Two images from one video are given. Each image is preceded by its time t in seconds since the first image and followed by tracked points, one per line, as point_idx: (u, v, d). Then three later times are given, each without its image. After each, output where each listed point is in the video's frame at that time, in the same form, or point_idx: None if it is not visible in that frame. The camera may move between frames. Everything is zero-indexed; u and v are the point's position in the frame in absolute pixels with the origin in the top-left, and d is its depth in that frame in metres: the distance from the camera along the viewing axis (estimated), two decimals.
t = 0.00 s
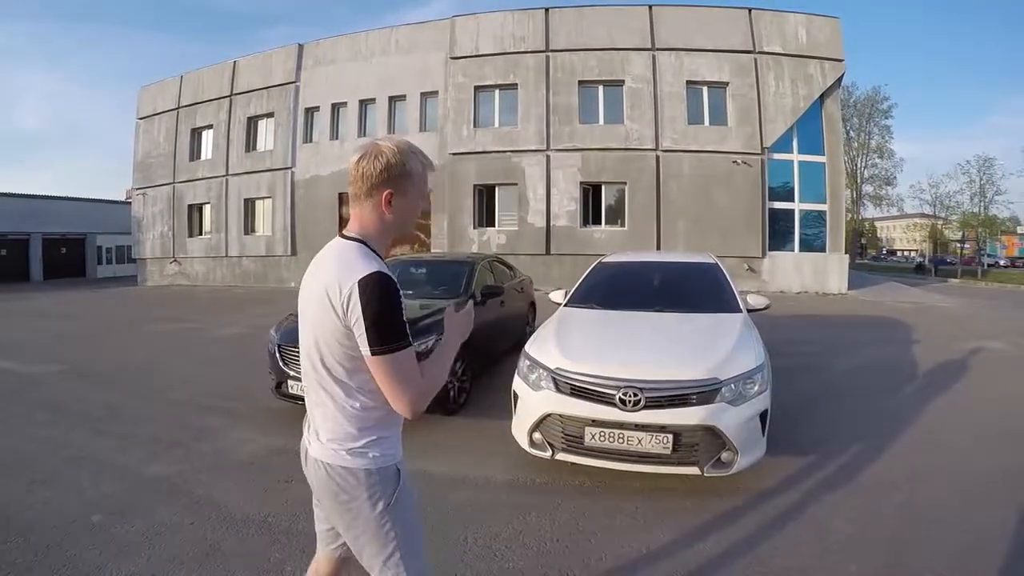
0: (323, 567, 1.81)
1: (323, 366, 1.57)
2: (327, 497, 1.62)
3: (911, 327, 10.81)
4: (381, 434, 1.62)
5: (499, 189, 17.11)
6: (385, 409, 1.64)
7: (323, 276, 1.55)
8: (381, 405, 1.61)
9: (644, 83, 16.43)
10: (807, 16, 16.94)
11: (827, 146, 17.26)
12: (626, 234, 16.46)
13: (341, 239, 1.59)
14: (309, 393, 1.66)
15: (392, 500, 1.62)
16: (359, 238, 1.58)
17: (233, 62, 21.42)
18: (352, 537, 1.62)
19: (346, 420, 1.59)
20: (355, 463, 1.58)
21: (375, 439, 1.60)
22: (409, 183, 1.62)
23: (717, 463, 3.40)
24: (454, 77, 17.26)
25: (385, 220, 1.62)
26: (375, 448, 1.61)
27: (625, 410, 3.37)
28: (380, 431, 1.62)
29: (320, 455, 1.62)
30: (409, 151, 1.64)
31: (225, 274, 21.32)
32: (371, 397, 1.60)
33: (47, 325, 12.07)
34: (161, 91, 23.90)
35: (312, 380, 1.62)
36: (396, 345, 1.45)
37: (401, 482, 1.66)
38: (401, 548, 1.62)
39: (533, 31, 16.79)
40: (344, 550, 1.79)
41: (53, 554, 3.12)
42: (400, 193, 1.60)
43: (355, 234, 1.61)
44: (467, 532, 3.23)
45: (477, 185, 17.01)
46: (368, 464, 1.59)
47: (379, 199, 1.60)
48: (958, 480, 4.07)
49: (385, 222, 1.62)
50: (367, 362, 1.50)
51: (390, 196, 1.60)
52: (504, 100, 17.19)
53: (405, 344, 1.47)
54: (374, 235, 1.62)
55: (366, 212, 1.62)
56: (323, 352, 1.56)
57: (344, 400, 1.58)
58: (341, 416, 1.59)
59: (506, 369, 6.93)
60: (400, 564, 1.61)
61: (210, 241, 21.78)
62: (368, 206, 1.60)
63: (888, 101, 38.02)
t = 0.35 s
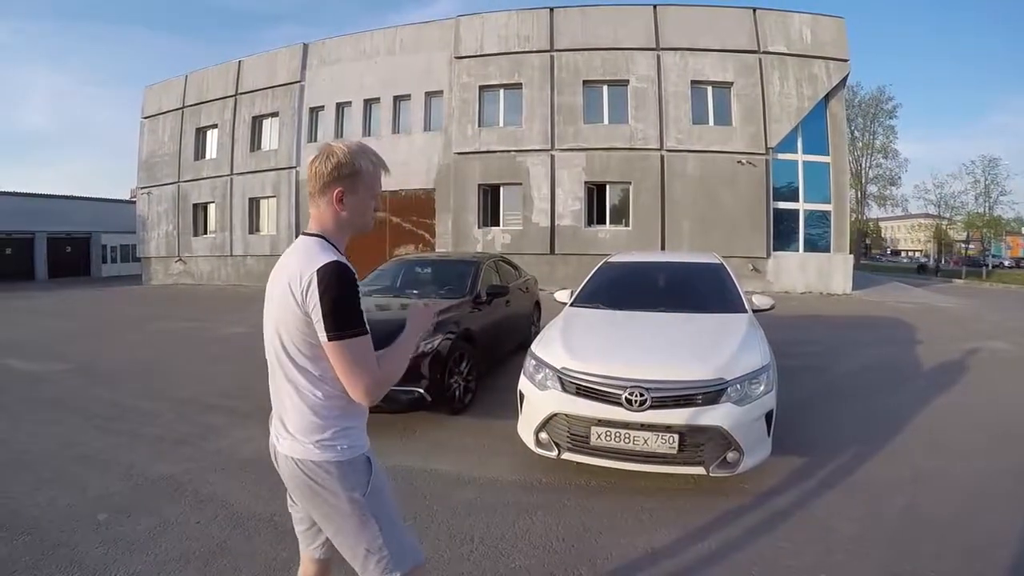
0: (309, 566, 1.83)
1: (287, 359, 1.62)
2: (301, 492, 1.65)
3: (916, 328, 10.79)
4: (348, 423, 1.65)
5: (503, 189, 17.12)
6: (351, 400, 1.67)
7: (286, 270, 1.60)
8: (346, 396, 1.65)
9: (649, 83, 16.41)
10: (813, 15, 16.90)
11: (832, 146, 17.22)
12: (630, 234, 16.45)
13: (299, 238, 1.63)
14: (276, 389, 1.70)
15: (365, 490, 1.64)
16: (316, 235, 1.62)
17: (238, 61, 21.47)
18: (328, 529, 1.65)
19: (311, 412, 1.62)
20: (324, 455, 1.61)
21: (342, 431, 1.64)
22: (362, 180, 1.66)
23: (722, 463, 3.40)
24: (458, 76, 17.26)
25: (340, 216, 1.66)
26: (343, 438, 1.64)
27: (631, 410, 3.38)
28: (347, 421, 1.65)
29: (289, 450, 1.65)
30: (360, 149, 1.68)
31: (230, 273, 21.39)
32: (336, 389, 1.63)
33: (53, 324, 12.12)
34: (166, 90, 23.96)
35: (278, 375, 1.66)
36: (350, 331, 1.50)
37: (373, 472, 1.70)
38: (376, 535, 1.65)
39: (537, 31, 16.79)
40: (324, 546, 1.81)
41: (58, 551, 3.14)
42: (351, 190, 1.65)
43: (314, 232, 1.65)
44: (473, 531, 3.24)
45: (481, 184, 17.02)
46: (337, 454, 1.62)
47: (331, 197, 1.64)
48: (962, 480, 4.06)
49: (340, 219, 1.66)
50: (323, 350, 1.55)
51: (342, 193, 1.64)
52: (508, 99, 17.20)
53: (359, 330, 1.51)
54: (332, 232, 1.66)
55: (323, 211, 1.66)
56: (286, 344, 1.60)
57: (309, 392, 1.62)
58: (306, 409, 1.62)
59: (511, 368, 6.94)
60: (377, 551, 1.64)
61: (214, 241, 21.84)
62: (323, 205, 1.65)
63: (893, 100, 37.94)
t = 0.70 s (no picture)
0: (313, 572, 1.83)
1: (284, 364, 1.63)
2: (301, 495, 1.66)
3: (923, 329, 10.76)
4: (347, 427, 1.66)
5: (509, 189, 17.12)
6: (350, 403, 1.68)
7: (279, 276, 1.61)
8: (346, 399, 1.66)
9: (654, 83, 16.40)
10: (818, 15, 16.85)
11: (838, 146, 17.17)
12: (635, 235, 16.44)
13: (292, 245, 1.65)
14: (275, 393, 1.71)
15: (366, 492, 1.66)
16: (307, 240, 1.63)
17: (243, 62, 21.53)
18: (326, 532, 1.66)
19: (312, 417, 1.63)
20: (324, 458, 1.62)
21: (343, 434, 1.64)
22: (351, 185, 1.65)
23: (730, 465, 3.40)
24: (464, 77, 17.28)
25: (331, 221, 1.66)
26: (344, 442, 1.64)
27: (639, 412, 3.38)
28: (348, 424, 1.66)
29: (291, 454, 1.67)
30: (348, 153, 1.67)
31: (236, 273, 21.47)
32: (335, 392, 1.64)
33: (60, 324, 12.18)
34: (171, 91, 24.04)
35: (276, 379, 1.67)
36: (344, 335, 1.51)
37: (372, 476, 1.70)
38: (375, 537, 1.66)
39: (543, 31, 16.80)
40: (328, 550, 1.82)
41: (67, 552, 3.16)
42: (341, 194, 1.65)
43: (306, 238, 1.66)
44: (482, 532, 3.24)
45: (487, 185, 17.03)
46: (337, 458, 1.63)
47: (321, 203, 1.65)
48: (971, 482, 4.05)
49: (332, 222, 1.67)
50: (319, 354, 1.56)
51: (331, 198, 1.64)
52: (514, 100, 17.20)
53: (355, 332, 1.53)
54: (324, 235, 1.66)
55: (314, 217, 1.66)
56: (283, 348, 1.62)
57: (309, 396, 1.63)
58: (306, 413, 1.63)
59: (517, 369, 6.95)
60: (376, 555, 1.65)
61: (220, 240, 21.92)
62: (313, 210, 1.65)
63: (898, 100, 37.81)
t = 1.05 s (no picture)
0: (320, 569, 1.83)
1: (293, 362, 1.63)
2: (310, 492, 1.67)
3: (927, 329, 10.74)
4: (355, 424, 1.66)
5: (512, 190, 17.14)
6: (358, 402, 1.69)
7: (285, 273, 1.62)
8: (353, 397, 1.66)
9: (657, 83, 16.40)
10: (821, 16, 16.84)
11: (841, 146, 17.15)
12: (638, 235, 16.43)
13: (297, 243, 1.65)
14: (284, 392, 1.71)
15: (374, 490, 1.66)
16: (313, 237, 1.63)
17: (246, 62, 21.57)
18: (335, 529, 1.66)
19: (321, 414, 1.63)
20: (333, 456, 1.63)
21: (351, 432, 1.65)
22: (354, 179, 1.66)
23: (736, 463, 3.39)
24: (467, 77, 17.30)
25: (336, 217, 1.67)
26: (352, 440, 1.65)
27: (645, 410, 3.38)
28: (357, 423, 1.66)
29: (299, 453, 1.68)
30: (348, 146, 1.67)
31: (239, 273, 21.51)
32: (342, 390, 1.64)
33: (64, 324, 12.21)
34: (175, 91, 24.09)
35: (285, 378, 1.68)
36: (349, 332, 1.51)
37: (381, 473, 1.71)
38: (383, 535, 1.66)
39: (545, 31, 16.81)
40: (336, 548, 1.82)
41: (71, 552, 3.16)
42: (343, 189, 1.65)
43: (311, 234, 1.66)
44: (488, 531, 3.25)
45: (490, 185, 17.04)
46: (346, 455, 1.64)
47: (324, 199, 1.65)
48: (977, 480, 4.05)
49: (337, 219, 1.67)
50: (325, 353, 1.57)
51: (334, 194, 1.65)
52: (516, 100, 17.21)
53: (360, 331, 1.53)
54: (329, 231, 1.67)
55: (318, 213, 1.67)
56: (290, 346, 1.63)
57: (317, 394, 1.64)
58: (313, 411, 1.64)
59: (521, 368, 6.95)
60: (383, 554, 1.65)
61: (223, 241, 21.96)
62: (316, 206, 1.66)
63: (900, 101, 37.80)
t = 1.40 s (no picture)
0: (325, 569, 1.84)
1: (301, 363, 1.63)
2: (318, 493, 1.68)
3: (929, 329, 10.71)
4: (362, 425, 1.67)
5: (513, 190, 17.14)
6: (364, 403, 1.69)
7: (296, 272, 1.63)
8: (359, 398, 1.66)
9: (658, 84, 16.40)
10: (822, 16, 16.83)
11: (842, 146, 17.13)
12: (639, 235, 16.42)
13: (308, 242, 1.66)
14: (290, 393, 1.71)
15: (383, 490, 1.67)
16: (325, 237, 1.64)
17: (248, 63, 21.60)
18: (344, 528, 1.67)
19: (328, 416, 1.64)
20: (340, 458, 1.63)
21: (357, 433, 1.66)
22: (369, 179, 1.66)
23: (738, 464, 3.40)
24: (468, 78, 17.31)
25: (347, 216, 1.67)
26: (358, 441, 1.65)
27: (647, 410, 3.39)
28: (363, 424, 1.67)
29: (305, 454, 1.69)
30: (362, 147, 1.68)
31: (240, 274, 21.54)
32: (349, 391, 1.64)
33: (66, 324, 12.24)
34: (176, 92, 24.13)
35: (291, 379, 1.68)
36: (359, 335, 1.51)
37: (387, 474, 1.72)
38: (391, 534, 1.66)
39: (546, 32, 16.82)
40: (341, 548, 1.83)
41: (74, 552, 3.17)
42: (354, 188, 1.65)
43: (322, 234, 1.67)
44: (489, 531, 3.25)
45: (491, 185, 17.05)
46: (353, 457, 1.64)
47: (335, 198, 1.66)
48: (978, 480, 4.05)
49: (347, 218, 1.67)
50: (332, 355, 1.57)
51: (344, 193, 1.65)
52: (517, 101, 17.22)
53: (371, 331, 1.53)
54: (342, 230, 1.67)
55: (329, 212, 1.67)
56: (298, 348, 1.63)
57: (323, 396, 1.64)
58: (319, 414, 1.65)
59: (523, 368, 6.95)
60: (393, 552, 1.67)
61: (224, 241, 22.00)
62: (327, 206, 1.67)
63: (901, 101, 37.77)
